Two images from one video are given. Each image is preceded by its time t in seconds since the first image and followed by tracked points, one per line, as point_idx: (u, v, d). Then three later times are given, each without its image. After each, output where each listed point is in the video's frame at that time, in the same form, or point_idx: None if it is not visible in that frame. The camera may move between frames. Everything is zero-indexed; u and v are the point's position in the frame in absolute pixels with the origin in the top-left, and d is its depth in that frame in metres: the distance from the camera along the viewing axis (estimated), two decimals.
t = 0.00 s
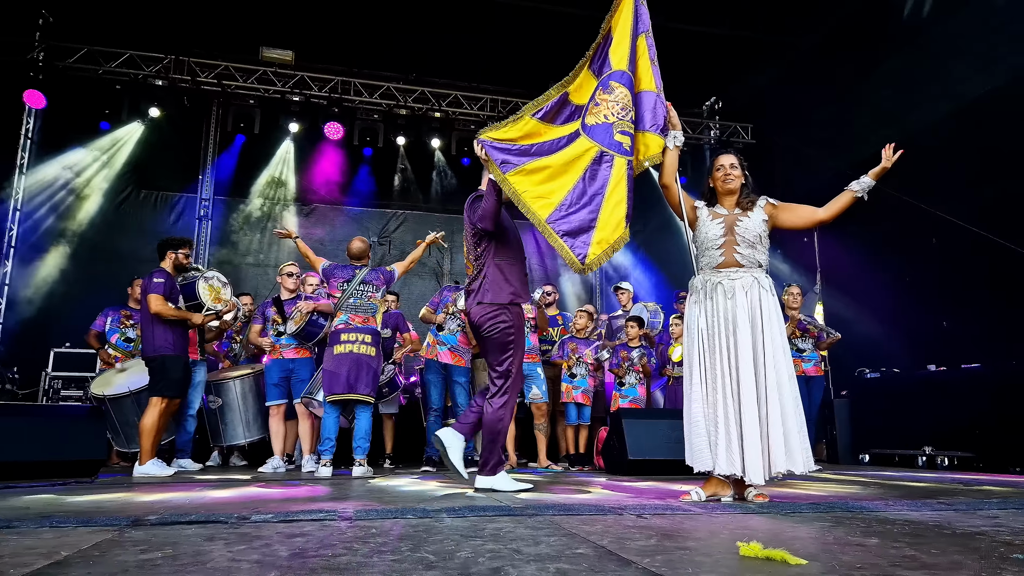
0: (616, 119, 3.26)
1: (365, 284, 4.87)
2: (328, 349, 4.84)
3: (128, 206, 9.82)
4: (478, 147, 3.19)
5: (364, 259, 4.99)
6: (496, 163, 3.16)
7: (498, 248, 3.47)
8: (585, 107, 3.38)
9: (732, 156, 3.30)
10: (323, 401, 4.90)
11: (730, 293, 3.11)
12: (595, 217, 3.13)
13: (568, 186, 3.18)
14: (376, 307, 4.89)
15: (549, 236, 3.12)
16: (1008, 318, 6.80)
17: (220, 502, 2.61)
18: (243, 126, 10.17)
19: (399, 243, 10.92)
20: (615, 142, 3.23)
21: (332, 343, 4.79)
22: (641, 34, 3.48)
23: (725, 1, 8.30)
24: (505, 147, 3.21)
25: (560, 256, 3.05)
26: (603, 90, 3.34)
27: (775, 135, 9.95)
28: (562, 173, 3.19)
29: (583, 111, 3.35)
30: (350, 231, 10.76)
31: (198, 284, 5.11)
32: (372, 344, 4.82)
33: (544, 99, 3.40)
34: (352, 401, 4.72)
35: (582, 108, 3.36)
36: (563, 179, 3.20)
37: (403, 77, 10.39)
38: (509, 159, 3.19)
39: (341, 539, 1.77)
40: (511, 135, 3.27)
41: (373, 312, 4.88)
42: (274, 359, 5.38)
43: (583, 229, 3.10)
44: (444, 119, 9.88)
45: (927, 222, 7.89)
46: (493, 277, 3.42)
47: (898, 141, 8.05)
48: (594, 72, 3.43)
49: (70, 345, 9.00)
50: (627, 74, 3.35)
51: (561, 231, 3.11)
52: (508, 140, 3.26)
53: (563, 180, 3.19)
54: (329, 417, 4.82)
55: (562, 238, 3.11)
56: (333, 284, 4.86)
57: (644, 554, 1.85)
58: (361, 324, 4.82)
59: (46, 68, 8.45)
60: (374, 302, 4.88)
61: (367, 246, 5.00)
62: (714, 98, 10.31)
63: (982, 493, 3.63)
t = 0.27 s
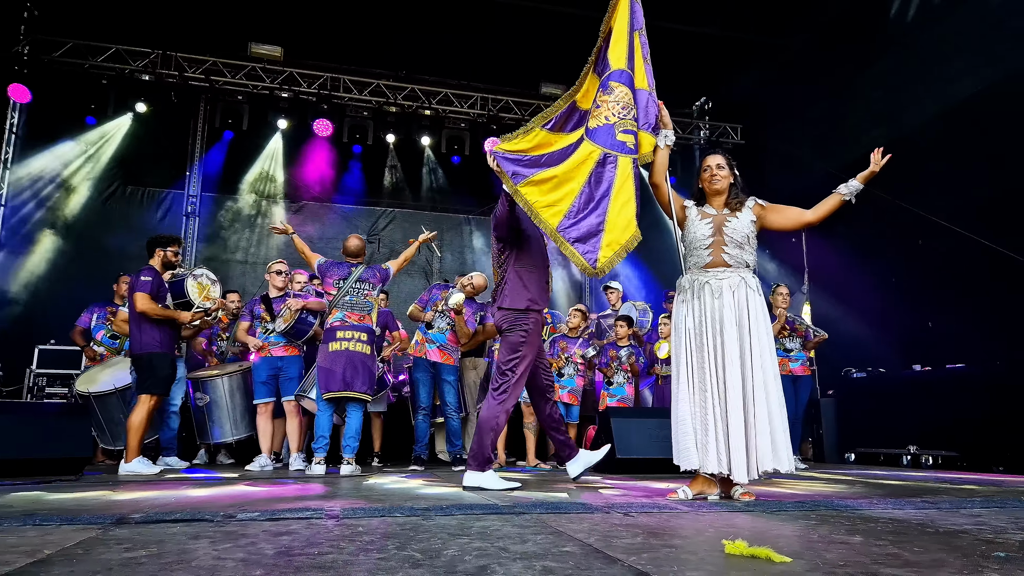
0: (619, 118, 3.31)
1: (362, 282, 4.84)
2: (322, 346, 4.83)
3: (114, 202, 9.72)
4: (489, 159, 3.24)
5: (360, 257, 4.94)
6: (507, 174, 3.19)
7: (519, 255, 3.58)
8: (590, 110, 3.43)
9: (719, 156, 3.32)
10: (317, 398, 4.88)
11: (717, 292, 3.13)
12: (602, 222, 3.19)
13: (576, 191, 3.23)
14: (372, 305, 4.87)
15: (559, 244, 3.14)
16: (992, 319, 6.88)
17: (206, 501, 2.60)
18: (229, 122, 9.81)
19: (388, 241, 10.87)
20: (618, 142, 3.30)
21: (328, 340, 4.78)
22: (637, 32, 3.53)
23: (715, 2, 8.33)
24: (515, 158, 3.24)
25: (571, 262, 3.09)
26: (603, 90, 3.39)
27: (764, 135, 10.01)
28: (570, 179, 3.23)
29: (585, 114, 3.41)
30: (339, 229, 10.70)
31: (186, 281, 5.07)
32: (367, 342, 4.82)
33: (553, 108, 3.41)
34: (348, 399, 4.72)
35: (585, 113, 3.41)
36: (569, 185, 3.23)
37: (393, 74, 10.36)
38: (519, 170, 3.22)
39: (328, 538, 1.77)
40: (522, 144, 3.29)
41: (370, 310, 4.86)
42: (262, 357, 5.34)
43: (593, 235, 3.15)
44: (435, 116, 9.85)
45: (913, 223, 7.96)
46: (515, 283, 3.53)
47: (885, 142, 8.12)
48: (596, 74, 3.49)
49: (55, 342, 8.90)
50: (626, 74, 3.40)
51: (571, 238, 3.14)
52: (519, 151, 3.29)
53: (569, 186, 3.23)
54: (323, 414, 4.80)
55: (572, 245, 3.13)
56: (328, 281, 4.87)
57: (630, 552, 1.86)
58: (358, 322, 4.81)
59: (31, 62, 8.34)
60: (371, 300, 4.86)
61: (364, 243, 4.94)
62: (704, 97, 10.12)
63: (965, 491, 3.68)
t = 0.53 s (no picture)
0: (622, 122, 3.33)
1: (352, 280, 4.83)
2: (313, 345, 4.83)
3: (106, 200, 9.68)
4: (501, 186, 3.33)
5: (352, 255, 4.94)
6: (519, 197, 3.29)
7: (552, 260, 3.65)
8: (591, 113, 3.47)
9: (710, 154, 3.34)
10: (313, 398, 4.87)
11: (711, 291, 3.14)
12: (620, 227, 3.27)
13: (590, 200, 3.30)
14: (363, 304, 4.87)
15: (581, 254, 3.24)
16: (983, 319, 6.93)
17: (198, 500, 2.59)
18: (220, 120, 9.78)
19: (381, 239, 10.84)
20: (624, 145, 3.32)
21: (318, 339, 4.76)
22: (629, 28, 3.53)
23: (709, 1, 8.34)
24: (525, 179, 3.34)
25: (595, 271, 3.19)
26: (604, 93, 3.40)
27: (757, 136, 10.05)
28: (581, 191, 3.30)
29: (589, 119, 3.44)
30: (333, 227, 10.67)
31: (179, 281, 5.00)
32: (358, 340, 4.81)
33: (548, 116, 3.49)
34: (339, 397, 4.72)
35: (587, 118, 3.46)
36: (582, 196, 3.31)
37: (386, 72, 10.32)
38: (532, 192, 3.31)
39: (319, 537, 1.76)
40: (526, 164, 3.38)
41: (360, 308, 4.86)
42: (255, 355, 5.34)
43: (612, 241, 3.24)
44: (428, 115, 9.84)
45: (905, 224, 8.01)
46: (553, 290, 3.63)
47: (878, 143, 8.16)
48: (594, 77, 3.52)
49: (46, 340, 8.85)
50: (625, 75, 3.40)
51: (592, 246, 3.23)
52: (526, 168, 3.38)
53: (582, 196, 3.30)
54: (319, 413, 4.80)
55: (594, 253, 3.23)
56: (320, 279, 4.85)
57: (622, 551, 1.86)
58: (348, 320, 4.80)
59: (22, 59, 8.27)
60: (362, 299, 4.86)
61: (356, 241, 4.93)
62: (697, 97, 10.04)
63: (956, 490, 3.71)
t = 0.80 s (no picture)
0: (625, 121, 3.36)
1: (344, 278, 4.84)
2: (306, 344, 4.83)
3: (102, 198, 9.66)
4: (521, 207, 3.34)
5: (344, 253, 4.94)
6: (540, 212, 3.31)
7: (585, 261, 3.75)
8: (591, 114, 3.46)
9: (703, 152, 3.36)
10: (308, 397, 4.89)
11: (712, 289, 3.14)
12: (637, 227, 3.26)
13: (605, 202, 3.30)
14: (354, 301, 4.84)
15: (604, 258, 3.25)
16: (978, 318, 6.95)
17: (194, 497, 2.59)
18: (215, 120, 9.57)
19: (378, 238, 10.83)
20: (629, 144, 3.35)
21: (309, 339, 4.77)
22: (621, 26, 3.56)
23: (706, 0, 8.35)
24: (541, 192, 3.33)
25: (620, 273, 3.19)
26: (604, 94, 3.43)
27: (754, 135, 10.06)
28: (596, 196, 3.30)
29: (592, 122, 3.45)
30: (329, 226, 10.66)
31: (174, 280, 4.98)
32: (350, 339, 4.80)
33: (549, 123, 3.47)
34: (332, 396, 4.72)
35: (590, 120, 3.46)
36: (596, 199, 3.31)
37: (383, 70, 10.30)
38: (551, 204, 3.32)
39: (316, 534, 1.76)
40: (540, 177, 3.38)
41: (351, 306, 4.83)
42: (251, 354, 5.33)
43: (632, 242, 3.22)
44: (425, 113, 9.81)
45: (901, 223, 8.02)
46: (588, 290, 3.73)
47: (874, 142, 8.18)
48: (591, 75, 3.50)
49: (42, 339, 8.84)
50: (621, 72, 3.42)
51: (613, 248, 3.24)
52: (540, 181, 3.37)
53: (596, 200, 3.31)
54: (314, 412, 4.80)
55: (615, 255, 3.23)
56: (311, 276, 4.90)
57: (619, 548, 1.87)
58: (339, 319, 4.78)
59: (17, 56, 8.24)
60: (353, 296, 4.84)
61: (348, 240, 4.92)
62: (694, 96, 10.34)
63: (952, 488, 3.72)
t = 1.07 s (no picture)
0: (628, 113, 3.39)
1: (345, 276, 4.84)
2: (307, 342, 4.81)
3: (100, 195, 9.65)
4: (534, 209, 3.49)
5: (345, 251, 4.95)
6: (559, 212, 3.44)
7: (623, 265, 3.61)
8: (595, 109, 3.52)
9: (698, 151, 3.41)
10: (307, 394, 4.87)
11: (713, 286, 3.16)
12: (646, 214, 3.21)
13: (611, 194, 3.30)
14: (355, 299, 4.86)
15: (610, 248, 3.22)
16: (976, 314, 6.95)
17: (192, 494, 2.59)
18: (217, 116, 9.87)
19: (376, 235, 10.81)
20: (633, 136, 3.37)
21: (311, 336, 4.75)
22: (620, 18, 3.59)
23: None
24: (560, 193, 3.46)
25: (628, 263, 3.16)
26: (605, 87, 3.46)
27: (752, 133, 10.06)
28: (602, 188, 3.34)
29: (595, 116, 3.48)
30: (327, 223, 10.66)
31: (171, 276, 5.12)
32: (352, 337, 4.80)
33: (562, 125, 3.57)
34: (332, 394, 4.71)
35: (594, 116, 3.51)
36: (602, 192, 3.34)
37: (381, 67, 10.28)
38: (562, 204, 3.45)
39: (314, 532, 1.76)
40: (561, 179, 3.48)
41: (353, 304, 4.85)
42: (249, 351, 5.32)
43: (638, 230, 3.17)
44: (423, 110, 9.79)
45: (900, 221, 8.02)
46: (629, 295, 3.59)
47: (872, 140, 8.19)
48: (593, 71, 3.55)
49: (39, 336, 8.82)
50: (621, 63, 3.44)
51: (620, 238, 3.20)
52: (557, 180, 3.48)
53: (602, 193, 3.34)
54: (313, 410, 4.79)
55: (623, 245, 3.19)
56: (312, 275, 4.89)
57: (617, 546, 1.87)
58: (340, 317, 4.78)
59: (14, 53, 8.22)
60: (354, 294, 4.86)
61: (348, 238, 4.96)
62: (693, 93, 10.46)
63: (949, 486, 3.73)
